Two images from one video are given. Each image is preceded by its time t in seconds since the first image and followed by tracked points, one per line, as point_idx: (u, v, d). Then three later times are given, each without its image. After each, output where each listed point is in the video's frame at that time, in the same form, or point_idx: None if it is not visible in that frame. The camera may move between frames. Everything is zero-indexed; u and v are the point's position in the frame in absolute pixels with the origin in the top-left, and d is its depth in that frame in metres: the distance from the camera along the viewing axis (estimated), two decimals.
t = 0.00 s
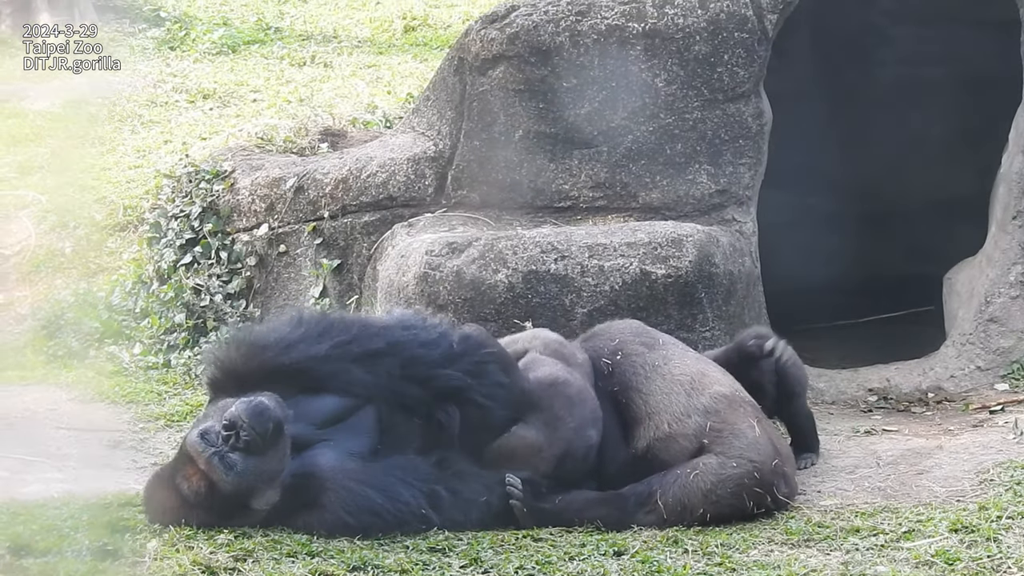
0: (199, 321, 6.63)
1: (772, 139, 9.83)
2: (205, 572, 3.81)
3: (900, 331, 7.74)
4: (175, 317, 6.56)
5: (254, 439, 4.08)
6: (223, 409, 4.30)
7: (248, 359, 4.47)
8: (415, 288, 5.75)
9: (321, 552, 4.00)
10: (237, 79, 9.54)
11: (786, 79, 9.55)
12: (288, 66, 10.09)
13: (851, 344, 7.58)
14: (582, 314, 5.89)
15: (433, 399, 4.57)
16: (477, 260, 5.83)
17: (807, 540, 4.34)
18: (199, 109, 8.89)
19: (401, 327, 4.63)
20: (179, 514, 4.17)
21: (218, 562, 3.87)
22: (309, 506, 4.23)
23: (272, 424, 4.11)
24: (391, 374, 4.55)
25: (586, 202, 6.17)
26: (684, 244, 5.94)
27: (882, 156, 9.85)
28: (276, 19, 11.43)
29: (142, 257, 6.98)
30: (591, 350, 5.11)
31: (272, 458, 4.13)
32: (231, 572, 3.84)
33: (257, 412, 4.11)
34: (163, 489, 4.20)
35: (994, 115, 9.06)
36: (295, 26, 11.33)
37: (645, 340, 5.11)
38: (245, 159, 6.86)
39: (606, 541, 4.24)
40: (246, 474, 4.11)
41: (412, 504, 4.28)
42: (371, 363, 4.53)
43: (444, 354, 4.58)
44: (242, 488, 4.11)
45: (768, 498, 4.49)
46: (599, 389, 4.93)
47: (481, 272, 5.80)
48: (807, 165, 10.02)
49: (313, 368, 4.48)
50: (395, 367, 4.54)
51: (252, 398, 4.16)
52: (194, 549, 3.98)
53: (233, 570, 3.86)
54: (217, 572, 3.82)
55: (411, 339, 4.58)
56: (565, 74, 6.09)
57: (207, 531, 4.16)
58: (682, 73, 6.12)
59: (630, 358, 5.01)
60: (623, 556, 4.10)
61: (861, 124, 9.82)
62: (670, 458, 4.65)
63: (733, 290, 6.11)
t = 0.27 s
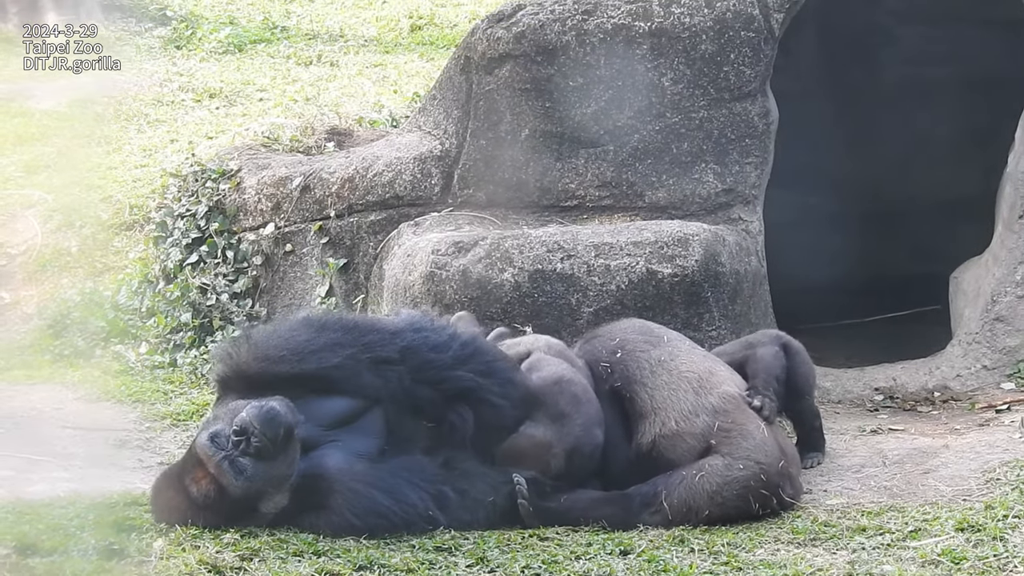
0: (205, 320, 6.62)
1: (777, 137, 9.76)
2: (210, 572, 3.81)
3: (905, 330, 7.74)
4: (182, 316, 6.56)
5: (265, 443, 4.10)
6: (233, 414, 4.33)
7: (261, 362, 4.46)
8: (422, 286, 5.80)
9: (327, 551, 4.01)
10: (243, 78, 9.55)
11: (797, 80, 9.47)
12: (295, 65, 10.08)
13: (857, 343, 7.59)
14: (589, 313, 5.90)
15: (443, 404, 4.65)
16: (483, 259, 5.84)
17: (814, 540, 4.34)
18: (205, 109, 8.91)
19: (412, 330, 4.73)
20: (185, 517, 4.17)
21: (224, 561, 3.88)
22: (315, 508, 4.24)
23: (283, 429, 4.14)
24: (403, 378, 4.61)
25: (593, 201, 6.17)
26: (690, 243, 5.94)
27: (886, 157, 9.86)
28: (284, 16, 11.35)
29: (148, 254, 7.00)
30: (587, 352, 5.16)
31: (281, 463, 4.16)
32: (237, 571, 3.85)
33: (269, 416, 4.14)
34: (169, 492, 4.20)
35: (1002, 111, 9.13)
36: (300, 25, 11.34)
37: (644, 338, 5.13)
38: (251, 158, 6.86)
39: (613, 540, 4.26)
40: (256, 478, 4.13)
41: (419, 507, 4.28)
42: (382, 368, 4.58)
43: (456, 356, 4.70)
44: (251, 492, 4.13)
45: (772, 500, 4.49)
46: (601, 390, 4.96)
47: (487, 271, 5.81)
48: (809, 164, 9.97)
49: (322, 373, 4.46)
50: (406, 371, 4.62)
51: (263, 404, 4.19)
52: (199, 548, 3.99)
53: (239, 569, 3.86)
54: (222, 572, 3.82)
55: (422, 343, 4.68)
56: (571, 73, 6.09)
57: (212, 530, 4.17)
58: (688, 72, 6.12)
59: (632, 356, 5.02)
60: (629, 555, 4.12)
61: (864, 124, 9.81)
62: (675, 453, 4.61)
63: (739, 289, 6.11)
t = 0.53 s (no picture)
0: (210, 318, 6.64)
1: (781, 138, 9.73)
2: (215, 570, 3.81)
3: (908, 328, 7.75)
4: (186, 314, 6.58)
5: (269, 439, 4.11)
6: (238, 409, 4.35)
7: (265, 362, 4.49)
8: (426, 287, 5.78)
9: (331, 550, 4.03)
10: (247, 76, 9.56)
11: (802, 80, 9.45)
12: (300, 63, 10.09)
13: (862, 341, 7.59)
14: (593, 311, 5.91)
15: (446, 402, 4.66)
16: (487, 258, 5.84)
17: (818, 538, 4.33)
18: (209, 107, 8.92)
19: (416, 329, 4.74)
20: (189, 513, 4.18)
21: (229, 559, 3.88)
22: (320, 505, 4.26)
23: (285, 425, 4.15)
24: (407, 377, 4.62)
25: (597, 199, 6.16)
26: (695, 241, 5.94)
27: (891, 155, 9.83)
28: (287, 14, 11.34)
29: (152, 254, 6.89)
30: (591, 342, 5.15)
31: (284, 459, 4.17)
32: (241, 569, 3.85)
33: (271, 412, 4.15)
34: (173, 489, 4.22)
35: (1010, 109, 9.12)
36: (304, 23, 11.35)
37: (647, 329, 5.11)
38: (256, 157, 6.85)
39: (617, 538, 4.26)
40: (259, 474, 4.14)
41: (425, 504, 4.29)
42: (385, 368, 4.59)
43: (459, 354, 4.71)
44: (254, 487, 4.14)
45: (776, 497, 4.49)
46: (606, 386, 4.96)
47: (491, 269, 5.81)
48: (814, 163, 9.97)
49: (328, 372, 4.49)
50: (410, 370, 4.63)
51: (266, 399, 4.20)
52: (204, 547, 3.98)
53: (243, 567, 3.87)
54: (227, 570, 3.82)
55: (426, 341, 4.69)
56: (576, 71, 6.09)
57: (217, 529, 4.17)
58: (692, 70, 6.13)
59: (638, 353, 5.00)
60: (633, 552, 4.13)
61: (868, 123, 9.74)
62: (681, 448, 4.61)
63: (744, 287, 6.12)
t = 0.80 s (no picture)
0: (211, 316, 6.65)
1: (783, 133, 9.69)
2: (217, 569, 3.77)
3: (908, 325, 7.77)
4: (187, 312, 6.61)
5: (272, 435, 4.11)
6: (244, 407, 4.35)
7: (270, 360, 4.53)
8: (429, 282, 5.82)
9: (332, 547, 4.01)
10: (249, 74, 9.58)
11: (805, 76, 9.43)
12: (302, 61, 10.07)
13: (864, 337, 7.60)
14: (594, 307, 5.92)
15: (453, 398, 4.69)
16: (489, 255, 5.84)
17: (820, 534, 4.33)
18: (211, 105, 8.95)
19: (421, 326, 4.77)
20: (191, 509, 4.17)
21: (230, 558, 3.83)
22: (322, 503, 4.23)
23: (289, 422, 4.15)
24: (411, 373, 4.63)
25: (599, 197, 6.17)
26: (697, 238, 5.95)
27: (890, 156, 9.80)
28: (289, 12, 11.27)
29: (154, 251, 7.07)
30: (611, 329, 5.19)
31: (287, 456, 4.16)
32: (242, 567, 3.80)
33: (275, 408, 4.16)
34: (176, 486, 4.24)
35: (1011, 107, 9.15)
36: (306, 21, 11.37)
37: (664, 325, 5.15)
38: (257, 155, 6.84)
39: (620, 535, 4.26)
40: (261, 471, 4.12)
41: (426, 501, 4.29)
42: (389, 364, 4.61)
43: (464, 349, 4.73)
44: (257, 484, 4.13)
45: (774, 490, 4.50)
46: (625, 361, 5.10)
47: (493, 266, 5.82)
48: (813, 160, 9.92)
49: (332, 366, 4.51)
50: (414, 366, 4.64)
51: (269, 396, 4.22)
52: (205, 545, 3.95)
53: (245, 565, 3.82)
54: (229, 568, 3.78)
55: (431, 337, 4.71)
56: (577, 68, 6.10)
57: (218, 526, 4.14)
58: (694, 67, 6.12)
59: (658, 335, 5.13)
60: (635, 550, 4.13)
61: (868, 120, 9.73)
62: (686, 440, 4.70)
63: (746, 284, 6.13)
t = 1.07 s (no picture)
0: (181, 318, 6.61)
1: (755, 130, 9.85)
2: (185, 571, 3.84)
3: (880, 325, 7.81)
4: (156, 314, 6.60)
5: (237, 438, 4.18)
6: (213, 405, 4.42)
7: (244, 364, 4.61)
8: (399, 282, 5.84)
9: (303, 549, 4.07)
10: (218, 75, 9.56)
11: (776, 66, 9.64)
12: (269, 62, 10.10)
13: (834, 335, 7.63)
14: (563, 308, 5.95)
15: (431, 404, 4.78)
16: (457, 256, 5.85)
17: (789, 534, 4.44)
18: (179, 106, 8.94)
19: (398, 331, 4.80)
20: (162, 511, 4.30)
21: (200, 560, 3.90)
22: (292, 506, 4.33)
23: (255, 424, 4.20)
24: (388, 379, 4.72)
25: (567, 197, 6.16)
26: (665, 238, 5.95)
27: (861, 154, 9.91)
28: (257, 15, 11.38)
29: (122, 253, 7.12)
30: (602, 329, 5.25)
31: (255, 456, 4.23)
32: (212, 569, 3.87)
33: (243, 412, 4.20)
34: (146, 487, 4.36)
35: (977, 106, 9.30)
36: (276, 21, 11.34)
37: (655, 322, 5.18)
38: (226, 156, 6.82)
39: (590, 536, 4.38)
40: (231, 473, 4.22)
41: (397, 506, 4.39)
42: (364, 371, 4.70)
43: (442, 356, 4.78)
44: (226, 484, 4.23)
45: (744, 480, 4.71)
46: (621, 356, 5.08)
47: (462, 267, 5.83)
48: (784, 159, 9.99)
49: (308, 373, 4.62)
50: (391, 372, 4.72)
51: (236, 399, 4.24)
52: (176, 547, 4.04)
53: (214, 567, 3.89)
54: (197, 570, 3.85)
55: (408, 343, 4.76)
56: (545, 69, 6.11)
57: (189, 529, 4.25)
58: (662, 67, 6.13)
59: (649, 329, 5.16)
60: (605, 550, 4.24)
61: (839, 119, 9.91)
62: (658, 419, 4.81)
63: (716, 283, 6.11)
